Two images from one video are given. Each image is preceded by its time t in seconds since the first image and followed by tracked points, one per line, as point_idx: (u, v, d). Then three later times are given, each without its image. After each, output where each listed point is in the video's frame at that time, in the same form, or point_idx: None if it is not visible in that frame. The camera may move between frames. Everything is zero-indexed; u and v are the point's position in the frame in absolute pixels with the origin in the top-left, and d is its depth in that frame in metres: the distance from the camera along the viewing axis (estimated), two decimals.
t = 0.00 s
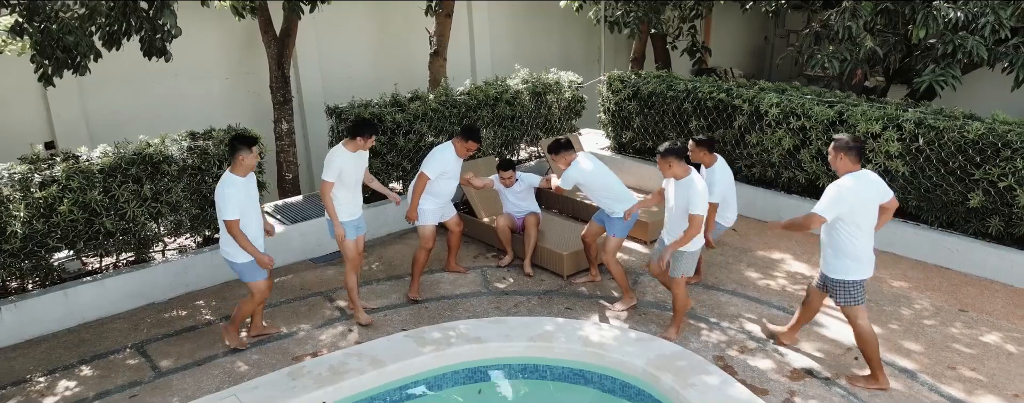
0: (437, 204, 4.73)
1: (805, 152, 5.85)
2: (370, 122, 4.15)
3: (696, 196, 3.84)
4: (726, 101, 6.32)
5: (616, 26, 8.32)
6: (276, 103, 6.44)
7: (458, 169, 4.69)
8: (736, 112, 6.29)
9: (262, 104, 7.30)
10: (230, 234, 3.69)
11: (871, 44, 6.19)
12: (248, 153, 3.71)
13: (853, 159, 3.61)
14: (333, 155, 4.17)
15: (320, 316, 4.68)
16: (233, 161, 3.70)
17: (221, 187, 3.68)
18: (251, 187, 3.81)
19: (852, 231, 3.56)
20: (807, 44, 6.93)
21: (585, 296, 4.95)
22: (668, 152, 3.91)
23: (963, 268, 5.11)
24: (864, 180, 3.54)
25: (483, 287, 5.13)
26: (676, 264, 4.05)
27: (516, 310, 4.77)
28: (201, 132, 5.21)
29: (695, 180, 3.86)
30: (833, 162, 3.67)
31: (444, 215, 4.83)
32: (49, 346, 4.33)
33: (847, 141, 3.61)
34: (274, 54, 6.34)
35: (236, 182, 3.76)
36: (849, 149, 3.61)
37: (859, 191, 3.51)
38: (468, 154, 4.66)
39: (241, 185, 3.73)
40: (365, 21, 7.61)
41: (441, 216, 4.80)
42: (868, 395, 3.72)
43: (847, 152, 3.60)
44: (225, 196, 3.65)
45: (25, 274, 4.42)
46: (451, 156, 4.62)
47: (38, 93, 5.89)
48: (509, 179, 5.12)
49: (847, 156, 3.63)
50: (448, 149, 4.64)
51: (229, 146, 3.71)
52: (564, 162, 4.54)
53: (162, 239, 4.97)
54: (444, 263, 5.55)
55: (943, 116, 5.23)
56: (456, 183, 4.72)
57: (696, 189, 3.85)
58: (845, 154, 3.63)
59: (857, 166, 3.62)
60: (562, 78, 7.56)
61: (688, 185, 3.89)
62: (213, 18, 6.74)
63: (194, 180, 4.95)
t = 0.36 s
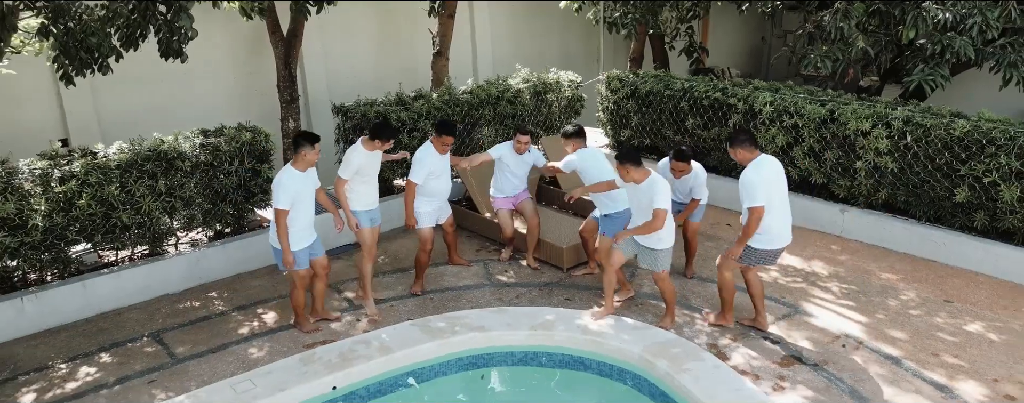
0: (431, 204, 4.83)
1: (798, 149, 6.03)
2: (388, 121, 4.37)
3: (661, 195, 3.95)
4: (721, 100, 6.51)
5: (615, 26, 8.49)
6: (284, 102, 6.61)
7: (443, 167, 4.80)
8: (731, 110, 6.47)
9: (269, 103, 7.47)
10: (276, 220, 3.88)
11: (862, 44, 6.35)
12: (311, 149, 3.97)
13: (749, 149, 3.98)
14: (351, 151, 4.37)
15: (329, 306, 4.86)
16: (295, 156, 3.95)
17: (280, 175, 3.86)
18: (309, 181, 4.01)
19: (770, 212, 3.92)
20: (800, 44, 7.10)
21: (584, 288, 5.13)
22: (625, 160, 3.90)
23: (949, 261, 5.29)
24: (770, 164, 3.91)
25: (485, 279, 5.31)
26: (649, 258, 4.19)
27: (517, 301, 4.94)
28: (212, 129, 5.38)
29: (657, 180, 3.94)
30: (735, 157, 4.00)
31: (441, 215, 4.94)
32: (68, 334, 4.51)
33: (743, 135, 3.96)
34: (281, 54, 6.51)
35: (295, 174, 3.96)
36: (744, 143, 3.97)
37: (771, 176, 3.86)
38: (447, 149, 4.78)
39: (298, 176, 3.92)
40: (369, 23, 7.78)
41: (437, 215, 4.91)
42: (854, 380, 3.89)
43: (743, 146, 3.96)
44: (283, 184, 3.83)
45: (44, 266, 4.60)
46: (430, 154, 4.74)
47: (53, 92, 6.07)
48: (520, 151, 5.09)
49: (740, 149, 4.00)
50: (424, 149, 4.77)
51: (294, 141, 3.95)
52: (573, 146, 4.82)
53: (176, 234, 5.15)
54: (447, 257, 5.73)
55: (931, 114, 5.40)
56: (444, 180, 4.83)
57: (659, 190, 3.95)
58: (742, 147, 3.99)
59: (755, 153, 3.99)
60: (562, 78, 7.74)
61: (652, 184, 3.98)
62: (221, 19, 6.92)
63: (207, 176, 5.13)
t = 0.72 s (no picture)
0: (426, 203, 5.02)
1: (788, 146, 6.29)
2: (389, 124, 4.52)
3: (624, 176, 4.18)
4: (715, 99, 6.78)
5: (613, 28, 8.76)
6: (295, 101, 6.86)
7: (430, 167, 4.95)
8: (725, 109, 6.73)
9: (279, 102, 7.73)
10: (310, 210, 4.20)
11: (850, 46, 6.62)
12: (347, 148, 4.19)
13: (699, 132, 4.40)
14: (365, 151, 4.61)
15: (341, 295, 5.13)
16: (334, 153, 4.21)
17: (316, 169, 4.18)
18: (343, 176, 4.29)
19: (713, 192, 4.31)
20: (792, 46, 7.37)
21: (583, 278, 5.39)
22: (590, 139, 4.20)
23: (931, 252, 5.56)
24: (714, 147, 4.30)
25: (489, 269, 5.57)
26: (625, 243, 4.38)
27: (520, 290, 5.21)
28: (229, 127, 5.65)
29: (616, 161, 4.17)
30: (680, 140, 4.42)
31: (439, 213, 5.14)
32: (96, 320, 4.78)
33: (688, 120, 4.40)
34: (292, 55, 6.76)
35: (333, 169, 4.28)
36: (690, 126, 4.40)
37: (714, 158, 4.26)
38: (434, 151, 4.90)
39: (331, 171, 4.23)
40: (376, 24, 8.03)
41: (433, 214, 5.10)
42: (836, 362, 4.16)
43: (694, 129, 4.38)
44: (316, 177, 4.15)
45: (73, 256, 4.86)
46: (417, 156, 4.89)
47: (75, 92, 6.34)
48: (519, 134, 5.17)
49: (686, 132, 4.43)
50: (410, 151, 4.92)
51: (334, 138, 4.21)
52: (576, 133, 5.06)
53: (195, 227, 5.42)
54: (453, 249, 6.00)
55: (914, 112, 5.67)
56: (435, 179, 4.99)
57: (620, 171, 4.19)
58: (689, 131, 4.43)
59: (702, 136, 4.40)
60: (562, 78, 8.00)
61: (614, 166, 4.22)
62: (234, 21, 7.17)
63: (225, 171, 5.40)
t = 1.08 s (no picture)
0: (433, 198, 5.18)
1: (774, 140, 6.67)
2: (397, 118, 4.76)
3: (611, 162, 4.56)
4: (706, 96, 7.16)
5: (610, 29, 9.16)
6: (307, 98, 7.23)
7: (434, 162, 5.12)
8: (715, 105, 7.11)
9: (292, 98, 8.11)
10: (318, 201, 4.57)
11: (832, 46, 7.00)
12: (353, 150, 4.56)
13: (677, 121, 4.78)
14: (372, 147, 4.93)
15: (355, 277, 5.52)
16: (340, 152, 4.57)
17: (324, 165, 4.54)
18: (351, 172, 4.65)
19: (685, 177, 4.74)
20: (779, 46, 7.75)
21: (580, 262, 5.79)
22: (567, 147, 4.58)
23: (905, 239, 5.94)
24: (688, 136, 4.75)
25: (492, 255, 5.96)
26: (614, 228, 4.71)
27: (521, 273, 5.60)
28: (249, 122, 6.03)
29: (603, 149, 4.57)
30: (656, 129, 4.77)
31: (444, 210, 5.24)
32: (128, 300, 5.16)
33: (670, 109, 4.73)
34: (306, 55, 7.14)
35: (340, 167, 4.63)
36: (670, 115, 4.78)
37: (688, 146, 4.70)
38: (439, 149, 5.05)
39: (338, 168, 4.58)
40: (384, 24, 8.39)
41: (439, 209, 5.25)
42: (812, 336, 4.54)
43: (673, 117, 4.77)
44: (324, 173, 4.52)
45: (106, 240, 5.25)
46: (422, 151, 5.07)
47: (101, 89, 6.72)
48: (507, 135, 5.18)
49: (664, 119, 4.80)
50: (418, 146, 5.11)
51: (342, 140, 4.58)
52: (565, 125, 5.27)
53: (217, 215, 5.81)
54: (458, 236, 6.39)
55: (890, 108, 6.05)
56: (437, 176, 5.13)
57: (607, 158, 4.57)
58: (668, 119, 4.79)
59: (679, 126, 4.80)
60: (561, 76, 8.38)
61: (600, 154, 4.61)
62: (249, 22, 7.55)
63: (246, 163, 5.79)
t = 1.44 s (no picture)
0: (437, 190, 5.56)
1: (756, 133, 7.16)
2: (396, 112, 5.16)
3: (625, 159, 4.99)
4: (693, 92, 7.65)
5: (605, 29, 9.66)
6: (320, 94, 7.70)
7: (441, 158, 5.45)
8: (702, 101, 7.59)
9: (305, 93, 8.59)
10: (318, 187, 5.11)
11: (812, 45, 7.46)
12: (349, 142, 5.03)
13: (659, 117, 5.19)
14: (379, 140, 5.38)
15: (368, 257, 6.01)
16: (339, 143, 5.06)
17: (325, 155, 5.06)
18: (348, 162, 5.12)
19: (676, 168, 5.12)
20: (763, 45, 8.24)
21: (575, 244, 6.28)
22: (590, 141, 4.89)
23: (875, 223, 6.43)
24: (671, 130, 5.14)
25: (494, 238, 6.45)
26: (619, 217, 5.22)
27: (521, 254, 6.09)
28: (268, 114, 6.51)
29: (620, 146, 4.98)
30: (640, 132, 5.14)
31: (450, 203, 5.63)
32: (161, 277, 5.65)
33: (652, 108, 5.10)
34: (318, 53, 7.60)
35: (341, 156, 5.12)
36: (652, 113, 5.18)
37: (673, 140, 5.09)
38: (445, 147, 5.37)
39: (335, 159, 5.07)
40: (390, 25, 8.82)
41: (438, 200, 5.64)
42: (783, 306, 5.03)
43: (656, 114, 5.17)
44: (323, 162, 5.03)
45: (140, 222, 5.76)
46: (431, 146, 5.42)
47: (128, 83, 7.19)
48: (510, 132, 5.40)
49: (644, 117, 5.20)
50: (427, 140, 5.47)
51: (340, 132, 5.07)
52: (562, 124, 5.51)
53: (239, 201, 6.30)
54: (462, 222, 6.88)
55: (862, 102, 6.54)
56: (444, 171, 5.48)
57: (620, 154, 5.01)
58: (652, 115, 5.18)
59: (660, 121, 5.20)
60: (558, 73, 8.86)
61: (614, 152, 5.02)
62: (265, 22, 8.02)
63: (266, 152, 6.27)
